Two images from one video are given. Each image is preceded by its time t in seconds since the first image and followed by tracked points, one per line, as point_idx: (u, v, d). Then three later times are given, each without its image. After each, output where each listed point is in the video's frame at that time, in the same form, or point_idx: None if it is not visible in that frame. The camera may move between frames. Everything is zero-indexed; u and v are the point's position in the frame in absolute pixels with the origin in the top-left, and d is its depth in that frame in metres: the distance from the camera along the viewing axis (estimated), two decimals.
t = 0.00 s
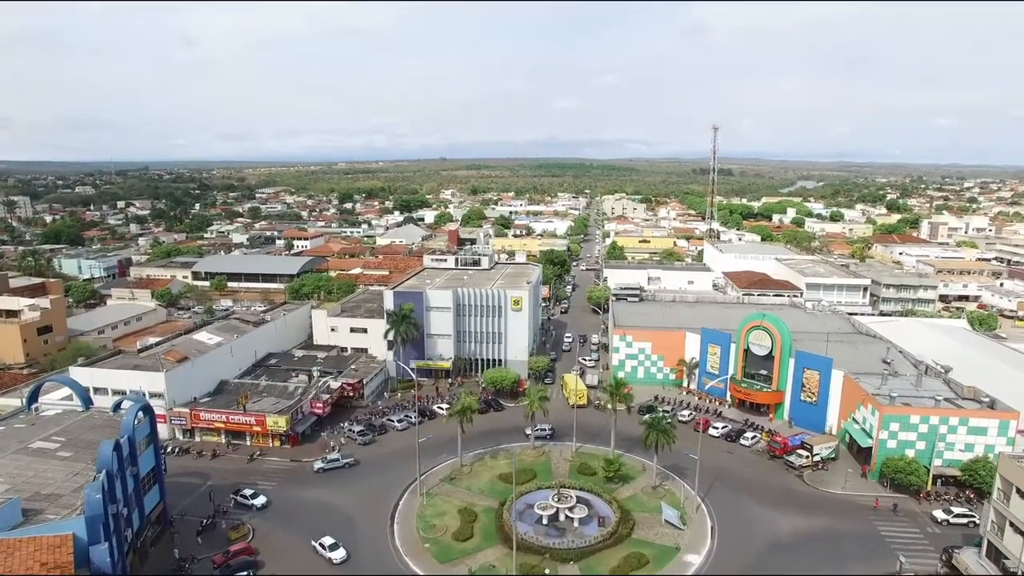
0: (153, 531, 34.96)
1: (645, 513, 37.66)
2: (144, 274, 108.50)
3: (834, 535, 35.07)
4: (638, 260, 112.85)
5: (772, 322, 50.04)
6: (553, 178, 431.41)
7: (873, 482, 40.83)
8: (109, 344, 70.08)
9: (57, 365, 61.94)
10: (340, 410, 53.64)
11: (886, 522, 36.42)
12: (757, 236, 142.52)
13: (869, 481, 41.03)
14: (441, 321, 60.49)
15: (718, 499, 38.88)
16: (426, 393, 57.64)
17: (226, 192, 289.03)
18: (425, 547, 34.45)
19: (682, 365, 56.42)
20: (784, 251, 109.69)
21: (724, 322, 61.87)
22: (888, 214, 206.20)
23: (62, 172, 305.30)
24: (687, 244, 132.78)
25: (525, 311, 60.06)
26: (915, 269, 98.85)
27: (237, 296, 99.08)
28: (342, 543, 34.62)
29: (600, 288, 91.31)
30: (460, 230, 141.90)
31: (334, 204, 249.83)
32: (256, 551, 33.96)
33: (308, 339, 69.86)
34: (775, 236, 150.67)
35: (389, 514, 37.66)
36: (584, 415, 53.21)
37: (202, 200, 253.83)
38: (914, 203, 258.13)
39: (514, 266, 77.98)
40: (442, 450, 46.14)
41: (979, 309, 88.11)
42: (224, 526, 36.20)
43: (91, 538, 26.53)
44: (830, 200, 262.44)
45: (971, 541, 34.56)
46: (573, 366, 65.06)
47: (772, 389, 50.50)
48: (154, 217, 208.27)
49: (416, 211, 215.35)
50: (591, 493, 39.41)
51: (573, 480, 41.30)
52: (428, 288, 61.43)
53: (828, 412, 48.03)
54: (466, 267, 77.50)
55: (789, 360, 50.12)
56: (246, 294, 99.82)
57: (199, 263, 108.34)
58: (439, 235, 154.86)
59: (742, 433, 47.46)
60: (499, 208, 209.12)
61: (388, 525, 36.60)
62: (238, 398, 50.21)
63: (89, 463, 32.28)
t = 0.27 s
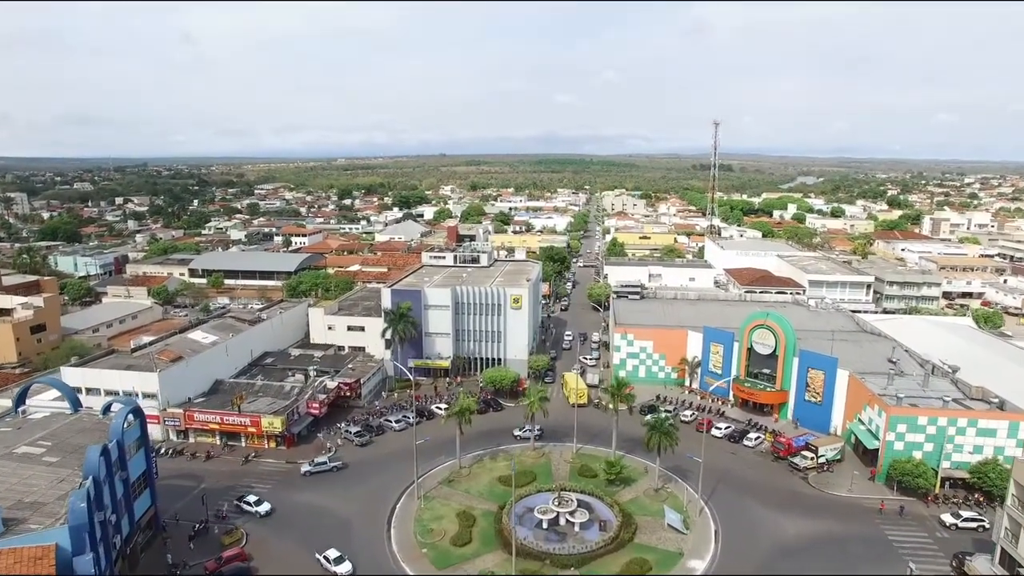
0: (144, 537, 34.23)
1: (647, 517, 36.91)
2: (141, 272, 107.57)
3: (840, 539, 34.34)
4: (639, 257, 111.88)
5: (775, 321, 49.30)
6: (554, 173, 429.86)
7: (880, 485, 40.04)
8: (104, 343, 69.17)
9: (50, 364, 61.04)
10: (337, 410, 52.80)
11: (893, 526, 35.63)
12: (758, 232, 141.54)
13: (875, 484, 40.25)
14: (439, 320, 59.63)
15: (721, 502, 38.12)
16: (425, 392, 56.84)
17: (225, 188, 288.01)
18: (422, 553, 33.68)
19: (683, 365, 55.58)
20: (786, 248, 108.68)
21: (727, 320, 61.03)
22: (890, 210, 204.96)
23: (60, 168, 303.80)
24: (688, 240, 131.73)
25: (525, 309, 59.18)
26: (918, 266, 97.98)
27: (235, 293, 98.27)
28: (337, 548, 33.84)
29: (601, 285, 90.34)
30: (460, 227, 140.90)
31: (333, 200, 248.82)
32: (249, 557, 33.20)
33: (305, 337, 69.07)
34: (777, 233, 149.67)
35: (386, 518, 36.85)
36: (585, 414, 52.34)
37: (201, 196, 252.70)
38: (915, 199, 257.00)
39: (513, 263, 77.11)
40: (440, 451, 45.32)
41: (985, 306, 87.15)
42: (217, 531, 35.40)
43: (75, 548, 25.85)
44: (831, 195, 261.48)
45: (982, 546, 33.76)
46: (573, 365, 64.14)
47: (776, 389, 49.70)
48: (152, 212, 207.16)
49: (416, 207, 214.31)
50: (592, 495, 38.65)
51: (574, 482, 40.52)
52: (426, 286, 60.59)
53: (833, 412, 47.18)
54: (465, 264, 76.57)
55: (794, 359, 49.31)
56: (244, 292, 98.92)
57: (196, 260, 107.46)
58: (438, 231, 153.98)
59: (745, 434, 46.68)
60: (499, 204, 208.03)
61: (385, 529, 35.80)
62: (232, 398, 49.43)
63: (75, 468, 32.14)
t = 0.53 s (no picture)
0: (134, 539, 33.47)
1: (650, 517, 36.08)
2: (137, 264, 106.39)
3: (847, 539, 33.53)
4: (640, 249, 110.68)
5: (780, 315, 48.31)
6: (554, 164, 427.90)
7: (888, 484, 39.19)
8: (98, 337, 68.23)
9: (43, 359, 60.09)
10: (333, 406, 51.93)
11: (902, 527, 34.78)
12: (760, 224, 140.22)
13: (883, 482, 39.45)
14: (438, 314, 58.64)
15: (725, 501, 37.33)
16: (422, 388, 55.95)
17: (223, 179, 286.23)
18: (419, 554, 32.85)
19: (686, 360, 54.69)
20: (788, 239, 107.44)
21: (730, 314, 60.06)
22: (892, 201, 203.45)
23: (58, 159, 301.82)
24: (689, 232, 130.59)
25: (524, 303, 58.18)
26: (922, 258, 96.84)
27: (231, 286, 97.22)
28: (333, 552, 32.90)
29: (601, 277, 89.30)
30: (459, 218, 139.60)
31: (332, 191, 247.23)
32: (242, 560, 32.30)
33: (301, 331, 68.12)
34: (778, 224, 148.43)
35: (383, 518, 36.03)
36: (586, 410, 51.47)
37: (199, 187, 250.97)
38: (917, 190, 255.55)
39: (513, 256, 76.04)
40: (438, 449, 44.45)
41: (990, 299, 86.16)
42: (210, 532, 34.53)
43: (56, 557, 25.17)
44: (832, 186, 260.19)
45: (993, 548, 32.97)
46: (574, 359, 63.18)
47: (780, 385, 48.77)
48: (150, 204, 205.71)
49: (415, 198, 212.75)
50: (593, 495, 37.84)
51: (575, 481, 39.68)
52: (424, 279, 59.56)
53: (839, 408, 46.26)
54: (464, 257, 75.46)
55: (799, 354, 48.38)
56: (240, 284, 97.86)
57: (192, 252, 106.28)
58: (437, 223, 152.78)
59: (749, 431, 45.84)
60: (498, 195, 206.58)
61: (381, 530, 34.96)
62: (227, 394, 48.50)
63: (60, 471, 31.47)
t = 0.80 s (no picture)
0: (126, 540, 32.74)
1: (653, 517, 35.40)
2: (133, 256, 105.36)
3: (856, 540, 32.83)
4: (641, 241, 109.63)
5: (784, 309, 47.43)
6: (554, 154, 425.68)
7: (894, 482, 38.50)
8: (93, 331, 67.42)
9: (36, 354, 59.31)
10: (330, 401, 51.23)
11: (910, 526, 34.08)
12: (762, 215, 139.09)
13: (889, 480, 38.76)
14: (436, 307, 57.83)
15: (729, 500, 36.64)
16: (420, 382, 55.19)
17: (221, 170, 284.49)
18: (417, 555, 32.16)
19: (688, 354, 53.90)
20: (790, 231, 106.36)
21: (733, 307, 59.18)
22: (894, 192, 202.16)
23: (56, 150, 299.97)
24: (690, 223, 129.49)
25: (524, 296, 57.29)
26: (925, 250, 95.88)
27: (228, 278, 96.28)
28: (329, 552, 32.18)
29: (602, 269, 88.32)
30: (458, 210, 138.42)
31: (330, 181, 245.72)
32: (235, 561, 31.53)
33: (298, 325, 67.26)
34: (780, 215, 147.39)
35: (380, 517, 35.35)
36: (587, 405, 50.71)
37: (197, 179, 249.41)
38: (918, 181, 254.27)
39: (512, 248, 75.05)
40: (436, 446, 43.70)
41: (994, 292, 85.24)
42: (203, 533, 33.80)
43: (40, 564, 24.53)
44: (833, 177, 259.11)
45: (1003, 548, 32.29)
46: (574, 353, 62.37)
47: (784, 380, 47.97)
48: (147, 195, 204.39)
49: (414, 189, 211.42)
50: (594, 493, 37.16)
51: (576, 480, 38.97)
52: (422, 273, 58.68)
53: (844, 404, 45.48)
54: (463, 249, 74.46)
55: (803, 349, 47.52)
56: (237, 277, 96.88)
57: (189, 244, 105.20)
58: (436, 214, 151.59)
59: (753, 427, 45.09)
60: (498, 186, 205.23)
61: (378, 529, 34.29)
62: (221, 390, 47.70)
63: (45, 473, 30.99)
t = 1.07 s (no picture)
0: (117, 538, 32.09)
1: (655, 514, 34.74)
2: (129, 246, 104.24)
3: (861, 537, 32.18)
4: (642, 230, 108.52)
5: (789, 301, 46.48)
6: (554, 142, 422.98)
7: (900, 478, 37.86)
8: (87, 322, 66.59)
9: (28, 346, 58.54)
10: (327, 394, 50.51)
11: (917, 523, 33.46)
12: (764, 204, 137.96)
13: (895, 476, 38.11)
14: (434, 298, 57.01)
15: (732, 496, 36.01)
16: (418, 375, 54.47)
17: (219, 158, 282.61)
18: (414, 553, 31.53)
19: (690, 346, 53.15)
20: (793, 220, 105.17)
21: (735, 298, 58.29)
22: (897, 180, 200.57)
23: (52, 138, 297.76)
24: (691, 212, 128.32)
25: (524, 287, 56.38)
26: (929, 240, 94.88)
27: (225, 268, 95.29)
28: (324, 549, 31.57)
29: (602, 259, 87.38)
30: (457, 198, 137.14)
31: (329, 169, 243.69)
32: (229, 561, 30.84)
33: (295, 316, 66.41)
34: (782, 204, 146.07)
35: (377, 514, 34.70)
36: (587, 398, 50.00)
37: (195, 167, 247.55)
38: (920, 169, 253.06)
39: (512, 237, 73.99)
40: (434, 441, 43.02)
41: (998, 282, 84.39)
42: (196, 531, 33.14)
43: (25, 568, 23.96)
44: (835, 165, 257.64)
45: (1011, 547, 31.69)
46: (574, 345, 61.58)
47: (788, 373, 47.18)
48: (144, 184, 202.72)
49: (412, 177, 209.79)
50: (595, 490, 36.52)
51: (577, 475, 38.33)
52: (420, 263, 57.72)
53: (850, 398, 44.73)
54: (461, 239, 73.41)
55: (807, 342, 46.66)
56: (234, 267, 95.87)
57: (185, 234, 104.09)
58: (435, 202, 150.15)
59: (756, 421, 44.40)
60: (497, 174, 203.56)
61: (375, 525, 33.70)
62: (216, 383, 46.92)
63: (30, 474, 30.59)
